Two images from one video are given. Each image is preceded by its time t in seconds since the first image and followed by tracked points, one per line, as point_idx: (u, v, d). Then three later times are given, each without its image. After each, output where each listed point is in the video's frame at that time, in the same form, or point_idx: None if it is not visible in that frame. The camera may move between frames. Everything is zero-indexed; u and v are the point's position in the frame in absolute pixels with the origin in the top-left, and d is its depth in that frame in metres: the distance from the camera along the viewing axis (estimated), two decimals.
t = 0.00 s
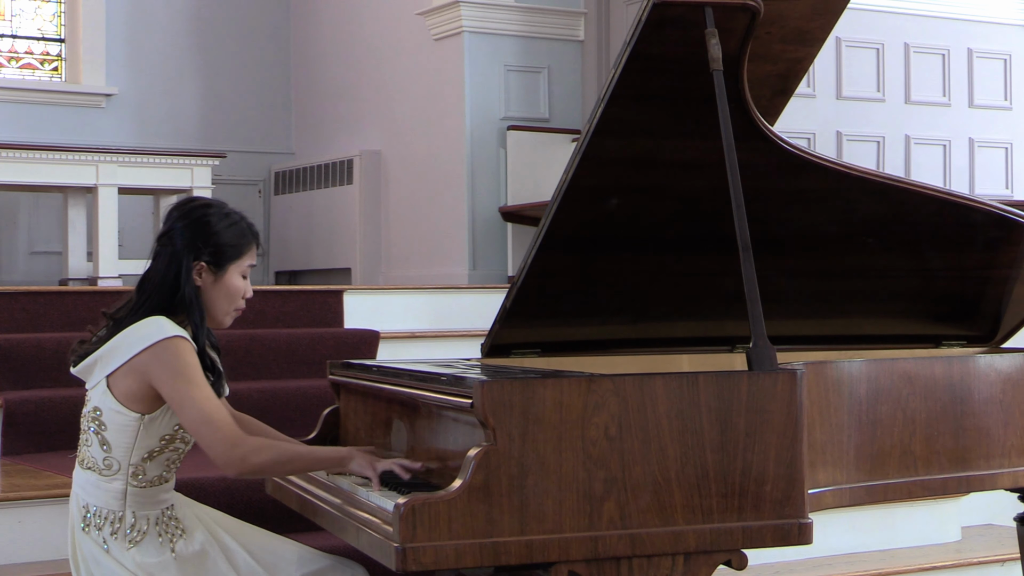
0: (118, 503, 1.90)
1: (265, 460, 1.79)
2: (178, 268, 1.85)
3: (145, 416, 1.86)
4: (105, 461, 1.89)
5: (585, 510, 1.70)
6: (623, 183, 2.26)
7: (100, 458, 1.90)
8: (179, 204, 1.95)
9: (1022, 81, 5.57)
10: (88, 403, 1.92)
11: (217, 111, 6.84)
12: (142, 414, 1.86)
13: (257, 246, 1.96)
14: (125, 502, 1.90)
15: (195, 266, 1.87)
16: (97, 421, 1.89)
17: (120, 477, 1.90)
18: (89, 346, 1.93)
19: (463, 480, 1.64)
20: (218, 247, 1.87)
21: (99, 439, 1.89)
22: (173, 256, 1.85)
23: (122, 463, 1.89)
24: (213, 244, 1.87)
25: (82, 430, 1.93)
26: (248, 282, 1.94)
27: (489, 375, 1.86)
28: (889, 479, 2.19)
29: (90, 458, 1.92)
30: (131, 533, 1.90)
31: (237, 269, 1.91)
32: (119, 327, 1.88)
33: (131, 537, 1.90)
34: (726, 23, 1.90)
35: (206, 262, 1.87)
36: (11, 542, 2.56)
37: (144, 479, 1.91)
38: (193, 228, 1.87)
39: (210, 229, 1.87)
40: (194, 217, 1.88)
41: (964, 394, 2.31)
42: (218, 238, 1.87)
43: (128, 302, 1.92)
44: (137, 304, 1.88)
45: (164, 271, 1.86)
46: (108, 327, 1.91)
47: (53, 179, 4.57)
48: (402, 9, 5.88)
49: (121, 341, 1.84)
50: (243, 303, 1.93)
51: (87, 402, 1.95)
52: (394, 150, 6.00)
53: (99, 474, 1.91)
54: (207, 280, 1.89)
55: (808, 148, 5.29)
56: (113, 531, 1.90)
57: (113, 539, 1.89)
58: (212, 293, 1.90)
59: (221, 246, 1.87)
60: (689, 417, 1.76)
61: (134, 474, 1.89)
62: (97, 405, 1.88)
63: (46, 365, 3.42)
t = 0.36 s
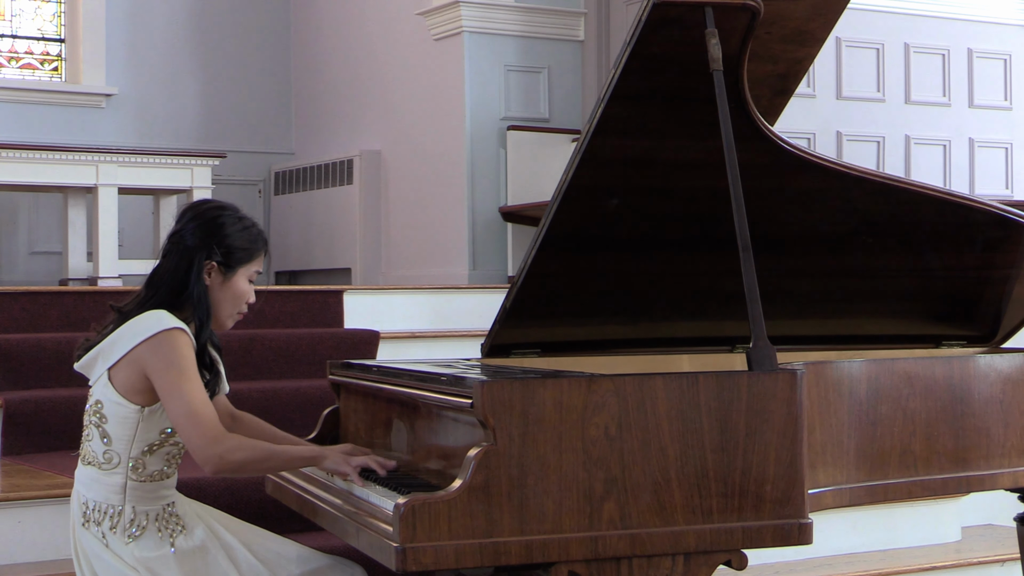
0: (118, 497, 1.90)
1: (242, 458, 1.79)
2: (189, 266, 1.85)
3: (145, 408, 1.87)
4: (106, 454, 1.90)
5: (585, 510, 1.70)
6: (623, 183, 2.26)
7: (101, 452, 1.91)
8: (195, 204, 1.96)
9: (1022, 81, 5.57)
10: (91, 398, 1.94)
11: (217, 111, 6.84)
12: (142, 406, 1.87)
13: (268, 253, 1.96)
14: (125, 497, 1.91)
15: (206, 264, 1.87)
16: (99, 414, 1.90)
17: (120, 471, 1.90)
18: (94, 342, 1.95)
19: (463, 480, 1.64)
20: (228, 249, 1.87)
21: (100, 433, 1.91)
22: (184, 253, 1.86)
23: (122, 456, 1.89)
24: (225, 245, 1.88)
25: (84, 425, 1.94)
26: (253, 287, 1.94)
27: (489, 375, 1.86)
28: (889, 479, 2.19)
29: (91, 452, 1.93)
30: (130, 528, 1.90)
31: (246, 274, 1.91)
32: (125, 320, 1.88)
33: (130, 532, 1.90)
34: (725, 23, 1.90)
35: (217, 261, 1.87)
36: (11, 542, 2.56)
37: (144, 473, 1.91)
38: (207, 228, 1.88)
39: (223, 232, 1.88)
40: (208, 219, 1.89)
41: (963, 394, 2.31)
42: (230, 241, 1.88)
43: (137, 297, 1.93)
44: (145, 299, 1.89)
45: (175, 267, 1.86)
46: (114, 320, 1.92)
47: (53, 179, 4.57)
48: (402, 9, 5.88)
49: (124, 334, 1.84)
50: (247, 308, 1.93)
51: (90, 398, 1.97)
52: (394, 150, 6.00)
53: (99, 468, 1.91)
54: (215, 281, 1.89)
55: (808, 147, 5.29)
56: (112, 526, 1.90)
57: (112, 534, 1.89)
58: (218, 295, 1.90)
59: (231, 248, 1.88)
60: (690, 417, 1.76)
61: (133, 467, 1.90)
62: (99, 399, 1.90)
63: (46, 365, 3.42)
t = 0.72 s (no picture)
0: (124, 488, 1.90)
1: (272, 440, 1.81)
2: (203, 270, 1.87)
3: (157, 399, 1.88)
4: (114, 445, 1.90)
5: (585, 510, 1.70)
6: (623, 183, 2.26)
7: (108, 443, 1.91)
8: (215, 209, 1.98)
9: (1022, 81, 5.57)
10: (100, 391, 1.94)
11: (216, 111, 6.84)
12: (154, 397, 1.88)
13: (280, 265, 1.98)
14: (130, 488, 1.90)
15: (220, 271, 1.89)
16: (109, 405, 1.90)
17: (127, 462, 1.90)
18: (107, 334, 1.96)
19: (464, 480, 1.64)
20: (242, 257, 1.89)
21: (109, 424, 1.91)
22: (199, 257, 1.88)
23: (131, 446, 1.90)
24: (241, 254, 1.89)
25: (91, 418, 1.94)
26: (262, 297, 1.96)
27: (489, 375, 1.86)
28: (889, 479, 2.19)
29: (97, 445, 1.93)
30: (134, 519, 1.90)
31: (257, 283, 1.93)
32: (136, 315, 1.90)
33: (134, 523, 1.90)
34: (726, 23, 1.90)
35: (231, 269, 1.89)
36: (11, 542, 2.56)
37: (150, 465, 1.92)
38: (224, 234, 1.89)
39: (239, 241, 1.89)
40: (226, 225, 1.90)
41: (964, 395, 2.31)
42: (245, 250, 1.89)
43: (149, 294, 1.95)
44: (156, 297, 1.91)
45: (189, 270, 1.88)
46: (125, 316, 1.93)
47: (53, 179, 4.56)
48: (402, 9, 5.88)
49: (134, 327, 1.86)
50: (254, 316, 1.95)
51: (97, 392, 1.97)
52: (394, 150, 6.00)
53: (105, 459, 1.91)
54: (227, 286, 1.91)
55: (808, 147, 5.29)
56: (117, 516, 1.89)
57: (115, 524, 1.89)
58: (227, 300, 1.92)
59: (245, 257, 1.89)
60: (689, 417, 1.76)
61: (141, 459, 1.90)
62: (110, 390, 1.90)
63: (47, 365, 3.42)
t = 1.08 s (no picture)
0: (123, 482, 1.90)
1: (237, 449, 1.79)
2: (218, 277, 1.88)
3: (156, 394, 1.88)
4: (115, 439, 1.91)
5: (585, 511, 1.70)
6: (623, 183, 2.26)
7: (110, 438, 1.92)
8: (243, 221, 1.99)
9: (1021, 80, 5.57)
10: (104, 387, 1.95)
11: (216, 111, 6.83)
12: (154, 392, 1.88)
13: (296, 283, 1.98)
14: (130, 482, 1.90)
15: (235, 279, 1.89)
16: (111, 400, 1.91)
17: (127, 457, 1.90)
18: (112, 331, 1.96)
19: (463, 480, 1.64)
20: (258, 270, 1.89)
21: (111, 418, 1.91)
22: (216, 263, 1.88)
23: (131, 441, 1.90)
24: (258, 267, 1.90)
25: (96, 414, 1.95)
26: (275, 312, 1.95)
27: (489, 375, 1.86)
28: (889, 479, 2.19)
29: (100, 440, 1.94)
30: (133, 513, 1.90)
31: (271, 297, 1.93)
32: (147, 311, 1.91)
33: (133, 517, 1.90)
34: (725, 23, 1.90)
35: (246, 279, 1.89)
36: (11, 542, 2.56)
37: (150, 460, 1.91)
38: (246, 245, 1.90)
39: (258, 254, 1.90)
40: (248, 237, 1.91)
41: (964, 394, 2.31)
42: (263, 263, 1.90)
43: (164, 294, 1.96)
44: (170, 297, 1.92)
45: (205, 273, 1.89)
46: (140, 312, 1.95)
47: (53, 179, 4.56)
48: (402, 8, 5.88)
49: (139, 323, 1.86)
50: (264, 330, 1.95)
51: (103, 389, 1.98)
52: (394, 150, 6.00)
53: (107, 454, 1.92)
54: (240, 297, 1.92)
55: (808, 147, 5.30)
56: (116, 510, 1.89)
57: (115, 518, 1.89)
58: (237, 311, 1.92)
59: (262, 270, 1.90)
60: (690, 417, 1.76)
61: (140, 453, 1.90)
62: (112, 385, 1.91)
63: (46, 365, 3.42)
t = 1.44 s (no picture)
0: (122, 480, 1.90)
1: (256, 447, 1.80)
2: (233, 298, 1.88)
3: (158, 394, 1.88)
4: (114, 437, 1.91)
5: (585, 510, 1.70)
6: (623, 183, 2.26)
7: (109, 435, 1.92)
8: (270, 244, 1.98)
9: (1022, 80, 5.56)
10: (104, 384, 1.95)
11: (216, 111, 6.83)
12: (158, 391, 1.88)
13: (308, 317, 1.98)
14: (128, 480, 1.91)
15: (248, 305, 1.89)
16: (112, 398, 1.91)
17: (125, 454, 1.91)
18: (120, 327, 1.96)
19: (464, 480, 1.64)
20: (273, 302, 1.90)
21: (111, 416, 1.91)
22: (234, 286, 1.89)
23: (130, 439, 1.90)
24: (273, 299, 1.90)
25: (95, 411, 1.95)
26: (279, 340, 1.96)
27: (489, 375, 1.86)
28: (889, 479, 2.19)
29: (99, 438, 1.94)
30: (131, 511, 1.90)
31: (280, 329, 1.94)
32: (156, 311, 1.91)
33: (131, 515, 1.90)
34: (725, 23, 1.90)
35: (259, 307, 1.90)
36: (12, 542, 2.56)
37: (148, 459, 1.91)
38: (267, 275, 1.90)
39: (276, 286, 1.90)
40: (270, 266, 1.91)
41: (964, 394, 2.31)
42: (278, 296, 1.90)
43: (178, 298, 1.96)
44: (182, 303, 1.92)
45: (220, 291, 1.89)
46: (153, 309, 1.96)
47: (53, 179, 4.56)
48: (402, 8, 5.87)
49: (147, 324, 1.86)
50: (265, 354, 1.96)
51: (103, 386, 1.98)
52: (394, 150, 6.00)
53: (105, 452, 1.92)
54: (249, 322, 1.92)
55: (808, 147, 5.30)
56: (114, 508, 1.89)
57: (113, 516, 1.89)
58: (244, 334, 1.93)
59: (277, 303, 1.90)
60: (689, 417, 1.76)
61: (139, 452, 1.90)
62: (113, 383, 1.90)
63: (46, 365, 3.42)
